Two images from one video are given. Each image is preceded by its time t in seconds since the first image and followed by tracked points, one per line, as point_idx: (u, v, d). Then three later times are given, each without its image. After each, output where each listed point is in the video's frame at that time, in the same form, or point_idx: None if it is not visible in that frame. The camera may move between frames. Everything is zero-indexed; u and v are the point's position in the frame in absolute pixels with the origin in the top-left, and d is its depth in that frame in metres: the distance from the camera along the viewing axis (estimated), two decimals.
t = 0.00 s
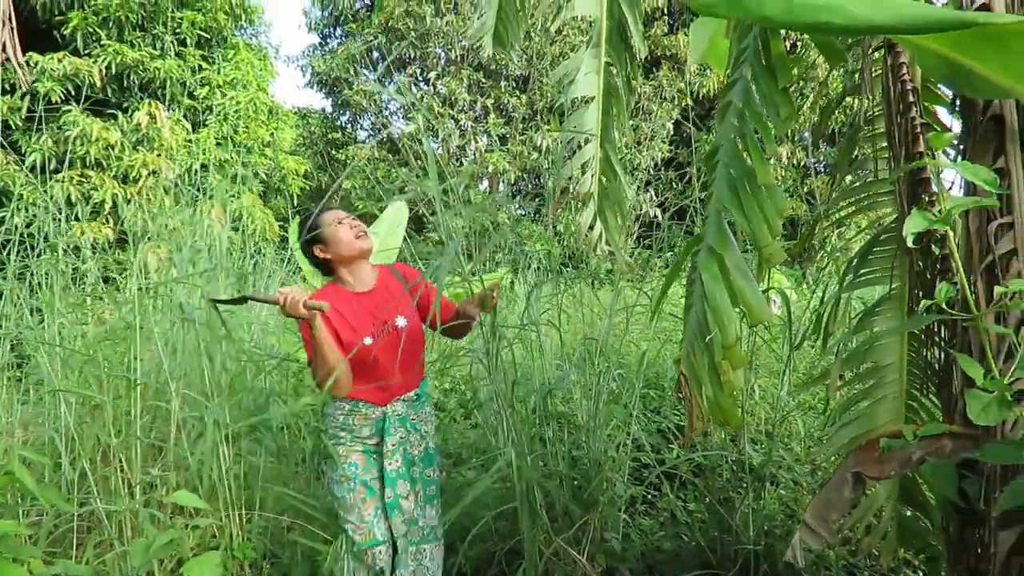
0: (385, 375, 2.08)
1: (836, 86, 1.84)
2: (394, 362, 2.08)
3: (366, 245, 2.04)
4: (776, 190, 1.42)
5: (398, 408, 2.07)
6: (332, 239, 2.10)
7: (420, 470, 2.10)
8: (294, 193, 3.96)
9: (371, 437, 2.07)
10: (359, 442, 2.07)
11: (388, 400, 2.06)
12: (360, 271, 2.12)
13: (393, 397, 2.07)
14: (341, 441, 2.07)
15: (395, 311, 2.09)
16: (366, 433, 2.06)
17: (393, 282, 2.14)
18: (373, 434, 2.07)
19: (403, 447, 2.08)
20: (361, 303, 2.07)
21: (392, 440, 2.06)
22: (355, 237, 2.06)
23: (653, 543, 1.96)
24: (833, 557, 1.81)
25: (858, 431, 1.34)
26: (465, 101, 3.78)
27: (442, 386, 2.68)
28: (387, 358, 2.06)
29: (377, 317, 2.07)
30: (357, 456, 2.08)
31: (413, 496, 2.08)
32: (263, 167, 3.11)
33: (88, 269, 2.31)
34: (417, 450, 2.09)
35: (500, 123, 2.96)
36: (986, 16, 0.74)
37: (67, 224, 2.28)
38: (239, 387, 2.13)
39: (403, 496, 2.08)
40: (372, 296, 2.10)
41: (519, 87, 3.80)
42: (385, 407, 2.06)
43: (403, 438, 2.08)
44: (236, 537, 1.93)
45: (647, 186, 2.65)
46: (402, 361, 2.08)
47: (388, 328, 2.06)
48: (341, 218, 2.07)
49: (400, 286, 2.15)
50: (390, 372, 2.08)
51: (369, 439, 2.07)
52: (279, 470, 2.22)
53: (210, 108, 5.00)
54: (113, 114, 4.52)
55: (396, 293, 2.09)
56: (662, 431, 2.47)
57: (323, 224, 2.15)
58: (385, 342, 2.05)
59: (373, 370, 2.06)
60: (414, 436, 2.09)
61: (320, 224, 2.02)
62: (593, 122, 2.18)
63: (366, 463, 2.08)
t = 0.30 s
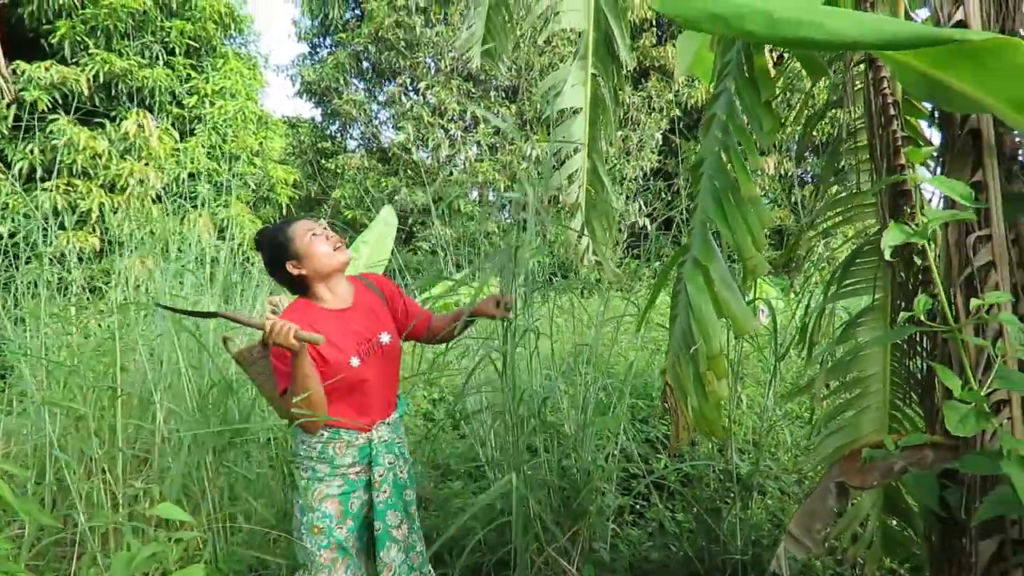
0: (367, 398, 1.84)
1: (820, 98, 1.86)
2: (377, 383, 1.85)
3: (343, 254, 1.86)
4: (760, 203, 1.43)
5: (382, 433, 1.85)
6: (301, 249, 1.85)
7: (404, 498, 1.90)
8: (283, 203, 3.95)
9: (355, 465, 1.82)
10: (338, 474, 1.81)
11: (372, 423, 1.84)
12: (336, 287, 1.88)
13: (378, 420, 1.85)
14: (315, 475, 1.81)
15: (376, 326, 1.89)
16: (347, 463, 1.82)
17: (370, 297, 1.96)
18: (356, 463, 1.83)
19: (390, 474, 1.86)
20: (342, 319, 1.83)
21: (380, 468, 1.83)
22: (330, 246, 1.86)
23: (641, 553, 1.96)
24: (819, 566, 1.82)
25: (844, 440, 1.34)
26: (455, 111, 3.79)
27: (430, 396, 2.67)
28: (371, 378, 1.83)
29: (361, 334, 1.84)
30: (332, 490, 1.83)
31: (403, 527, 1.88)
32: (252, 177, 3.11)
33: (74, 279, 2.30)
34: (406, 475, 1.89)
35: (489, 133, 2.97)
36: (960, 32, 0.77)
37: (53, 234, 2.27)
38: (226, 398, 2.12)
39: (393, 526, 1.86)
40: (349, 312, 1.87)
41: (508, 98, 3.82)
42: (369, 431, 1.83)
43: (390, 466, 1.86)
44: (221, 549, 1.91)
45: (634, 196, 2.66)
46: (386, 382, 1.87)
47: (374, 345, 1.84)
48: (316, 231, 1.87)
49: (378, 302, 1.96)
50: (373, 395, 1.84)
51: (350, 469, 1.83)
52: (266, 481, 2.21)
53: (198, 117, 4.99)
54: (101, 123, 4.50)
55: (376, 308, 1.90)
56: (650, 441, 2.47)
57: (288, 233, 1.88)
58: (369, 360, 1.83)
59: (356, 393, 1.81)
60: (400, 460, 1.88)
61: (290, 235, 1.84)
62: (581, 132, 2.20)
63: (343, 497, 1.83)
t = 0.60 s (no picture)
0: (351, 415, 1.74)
1: (806, 108, 1.88)
2: (359, 396, 1.76)
3: (327, 258, 1.77)
4: (746, 213, 1.44)
5: (366, 447, 1.78)
6: (282, 251, 1.75)
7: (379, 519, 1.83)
8: (271, 209, 3.93)
9: (335, 483, 1.73)
10: (317, 493, 1.72)
11: (354, 439, 1.75)
12: (317, 293, 1.79)
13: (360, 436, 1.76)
14: (292, 494, 1.71)
15: (358, 337, 1.80)
16: (327, 481, 1.72)
17: (350, 303, 1.86)
18: (336, 481, 1.74)
19: (369, 494, 1.78)
20: (324, 330, 1.73)
21: (361, 486, 1.76)
22: (313, 249, 1.78)
23: (628, 562, 1.96)
24: None
25: (828, 449, 1.36)
26: (445, 119, 3.80)
27: (418, 404, 2.65)
28: (353, 392, 1.74)
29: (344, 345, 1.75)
30: (310, 511, 1.72)
31: (376, 549, 1.81)
32: (241, 183, 3.10)
33: (58, 286, 2.28)
34: (384, 495, 1.82)
35: (479, 141, 2.97)
36: (939, 47, 0.78)
37: (37, 240, 2.25)
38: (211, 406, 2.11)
39: (367, 549, 1.80)
40: (332, 322, 1.78)
41: (498, 106, 3.83)
42: (351, 448, 1.75)
43: (371, 484, 1.79)
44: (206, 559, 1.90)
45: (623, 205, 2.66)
46: (368, 396, 1.78)
47: (357, 357, 1.76)
48: (302, 232, 1.79)
49: (360, 311, 1.87)
50: (357, 411, 1.75)
51: (330, 488, 1.73)
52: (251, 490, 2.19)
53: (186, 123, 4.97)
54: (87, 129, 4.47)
55: (358, 319, 1.83)
56: (638, 449, 2.46)
57: (268, 234, 1.78)
58: (352, 372, 1.73)
59: (338, 410, 1.71)
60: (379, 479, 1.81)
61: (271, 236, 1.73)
62: (570, 142, 2.17)
63: (322, 519, 1.73)
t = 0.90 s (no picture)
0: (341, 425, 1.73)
1: (794, 124, 1.90)
2: (349, 406, 1.75)
3: (329, 264, 1.77)
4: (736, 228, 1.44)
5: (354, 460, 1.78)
6: (283, 254, 1.74)
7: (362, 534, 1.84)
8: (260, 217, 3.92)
9: (323, 498, 1.73)
10: (305, 508, 1.70)
11: (342, 450, 1.74)
12: (315, 299, 1.79)
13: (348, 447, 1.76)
14: (279, 510, 1.68)
15: (351, 346, 1.80)
16: (315, 495, 1.71)
17: (345, 311, 1.87)
18: (324, 495, 1.73)
19: (355, 509, 1.79)
20: (318, 335, 1.74)
21: (348, 499, 1.76)
22: (314, 254, 1.77)
23: None
24: None
25: (813, 464, 1.37)
26: (436, 129, 3.81)
27: (406, 415, 2.65)
28: (344, 401, 1.73)
29: (338, 352, 1.75)
30: (297, 528, 1.70)
31: (357, 565, 1.82)
32: (230, 191, 3.09)
33: (45, 293, 2.26)
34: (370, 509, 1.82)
35: (470, 151, 2.98)
36: (924, 69, 0.79)
37: (25, 246, 2.24)
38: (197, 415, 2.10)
39: (349, 566, 1.80)
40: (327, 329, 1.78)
41: (489, 117, 3.84)
42: (340, 460, 1.74)
43: (357, 498, 1.79)
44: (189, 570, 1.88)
45: (613, 217, 2.67)
46: (359, 405, 1.78)
47: (350, 365, 1.76)
48: (304, 237, 1.78)
49: (354, 320, 1.88)
50: (347, 421, 1.74)
51: (317, 502, 1.72)
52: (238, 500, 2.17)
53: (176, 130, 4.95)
54: (75, 135, 4.45)
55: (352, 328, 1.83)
56: (626, 461, 2.46)
57: (270, 236, 1.77)
58: (344, 381, 1.73)
59: (329, 419, 1.70)
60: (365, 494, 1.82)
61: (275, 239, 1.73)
62: (562, 156, 2.19)
63: (310, 535, 1.71)
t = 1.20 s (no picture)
0: (332, 432, 1.71)
1: (783, 141, 1.91)
2: (343, 414, 1.74)
3: (338, 274, 1.78)
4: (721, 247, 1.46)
5: (347, 470, 1.76)
6: (293, 260, 1.75)
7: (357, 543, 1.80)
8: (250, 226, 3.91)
9: (317, 506, 1.70)
10: (299, 518, 1.68)
11: (334, 459, 1.72)
12: (319, 306, 1.79)
13: (340, 456, 1.74)
14: (273, 522, 1.65)
15: (348, 355, 1.79)
16: (309, 504, 1.69)
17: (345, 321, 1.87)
18: (318, 504, 1.71)
19: (349, 517, 1.75)
20: (319, 341, 1.73)
21: (342, 508, 1.73)
22: (324, 263, 1.78)
23: None
24: None
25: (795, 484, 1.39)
26: (428, 141, 3.82)
27: (394, 427, 2.64)
28: (338, 408, 1.72)
29: (335, 360, 1.74)
30: (291, 540, 1.67)
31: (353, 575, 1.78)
32: (220, 199, 3.08)
33: (32, 301, 2.25)
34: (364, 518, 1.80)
35: (462, 163, 2.99)
36: (908, 92, 0.81)
37: (13, 254, 2.22)
38: (184, 427, 2.08)
39: None
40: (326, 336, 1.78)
41: (481, 129, 3.86)
42: (332, 468, 1.72)
43: (352, 506, 1.76)
44: None
45: (604, 231, 2.69)
46: (352, 415, 1.76)
47: (345, 373, 1.75)
48: (315, 246, 1.78)
49: (352, 331, 1.88)
50: (339, 429, 1.73)
51: (311, 512, 1.70)
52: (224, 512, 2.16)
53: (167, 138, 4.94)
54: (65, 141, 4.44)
55: (350, 337, 1.83)
56: (614, 476, 2.46)
57: (282, 241, 1.77)
58: (338, 387, 1.72)
59: (321, 425, 1.68)
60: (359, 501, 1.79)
61: (288, 244, 1.73)
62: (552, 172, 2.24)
63: (303, 547, 1.69)
